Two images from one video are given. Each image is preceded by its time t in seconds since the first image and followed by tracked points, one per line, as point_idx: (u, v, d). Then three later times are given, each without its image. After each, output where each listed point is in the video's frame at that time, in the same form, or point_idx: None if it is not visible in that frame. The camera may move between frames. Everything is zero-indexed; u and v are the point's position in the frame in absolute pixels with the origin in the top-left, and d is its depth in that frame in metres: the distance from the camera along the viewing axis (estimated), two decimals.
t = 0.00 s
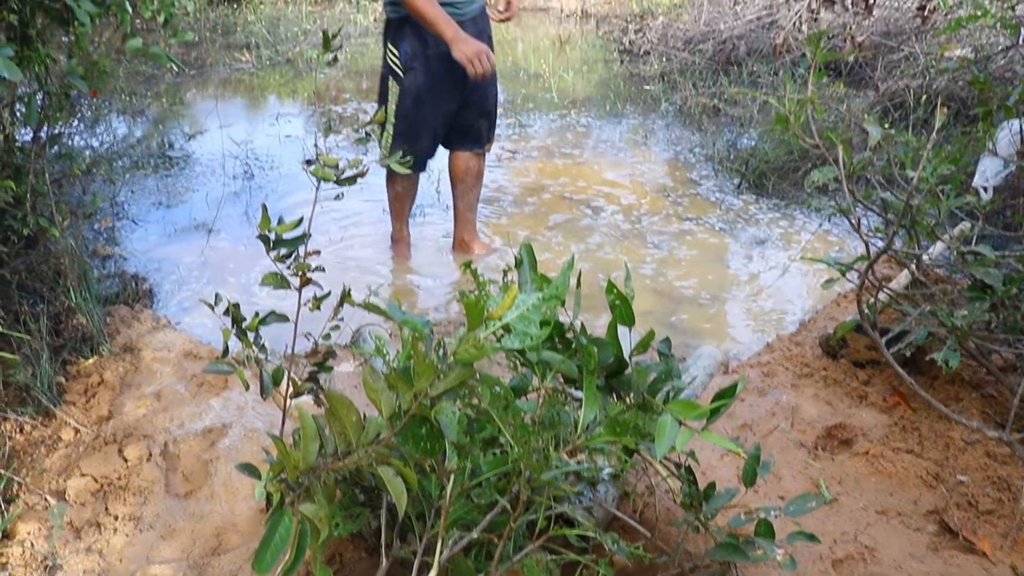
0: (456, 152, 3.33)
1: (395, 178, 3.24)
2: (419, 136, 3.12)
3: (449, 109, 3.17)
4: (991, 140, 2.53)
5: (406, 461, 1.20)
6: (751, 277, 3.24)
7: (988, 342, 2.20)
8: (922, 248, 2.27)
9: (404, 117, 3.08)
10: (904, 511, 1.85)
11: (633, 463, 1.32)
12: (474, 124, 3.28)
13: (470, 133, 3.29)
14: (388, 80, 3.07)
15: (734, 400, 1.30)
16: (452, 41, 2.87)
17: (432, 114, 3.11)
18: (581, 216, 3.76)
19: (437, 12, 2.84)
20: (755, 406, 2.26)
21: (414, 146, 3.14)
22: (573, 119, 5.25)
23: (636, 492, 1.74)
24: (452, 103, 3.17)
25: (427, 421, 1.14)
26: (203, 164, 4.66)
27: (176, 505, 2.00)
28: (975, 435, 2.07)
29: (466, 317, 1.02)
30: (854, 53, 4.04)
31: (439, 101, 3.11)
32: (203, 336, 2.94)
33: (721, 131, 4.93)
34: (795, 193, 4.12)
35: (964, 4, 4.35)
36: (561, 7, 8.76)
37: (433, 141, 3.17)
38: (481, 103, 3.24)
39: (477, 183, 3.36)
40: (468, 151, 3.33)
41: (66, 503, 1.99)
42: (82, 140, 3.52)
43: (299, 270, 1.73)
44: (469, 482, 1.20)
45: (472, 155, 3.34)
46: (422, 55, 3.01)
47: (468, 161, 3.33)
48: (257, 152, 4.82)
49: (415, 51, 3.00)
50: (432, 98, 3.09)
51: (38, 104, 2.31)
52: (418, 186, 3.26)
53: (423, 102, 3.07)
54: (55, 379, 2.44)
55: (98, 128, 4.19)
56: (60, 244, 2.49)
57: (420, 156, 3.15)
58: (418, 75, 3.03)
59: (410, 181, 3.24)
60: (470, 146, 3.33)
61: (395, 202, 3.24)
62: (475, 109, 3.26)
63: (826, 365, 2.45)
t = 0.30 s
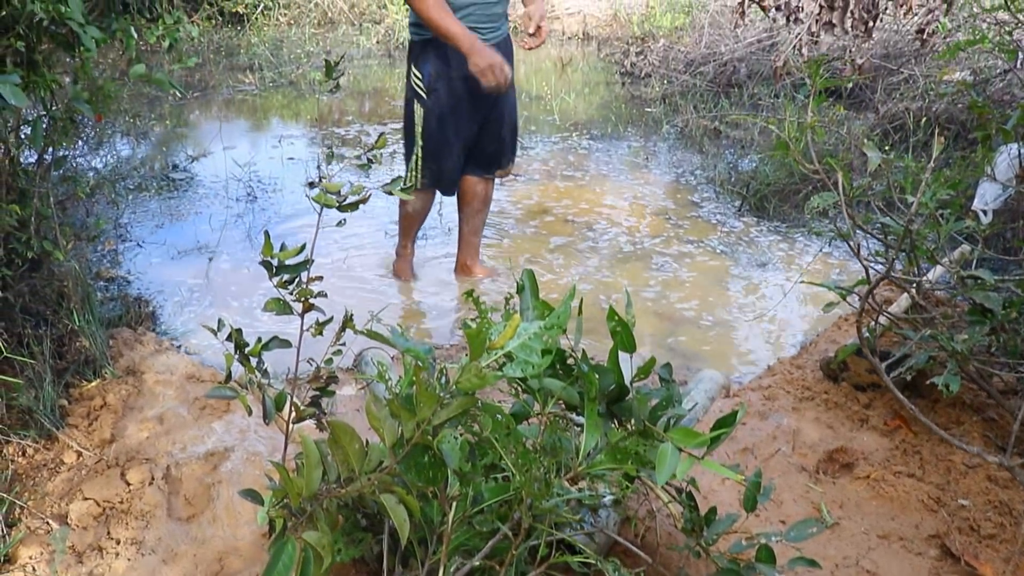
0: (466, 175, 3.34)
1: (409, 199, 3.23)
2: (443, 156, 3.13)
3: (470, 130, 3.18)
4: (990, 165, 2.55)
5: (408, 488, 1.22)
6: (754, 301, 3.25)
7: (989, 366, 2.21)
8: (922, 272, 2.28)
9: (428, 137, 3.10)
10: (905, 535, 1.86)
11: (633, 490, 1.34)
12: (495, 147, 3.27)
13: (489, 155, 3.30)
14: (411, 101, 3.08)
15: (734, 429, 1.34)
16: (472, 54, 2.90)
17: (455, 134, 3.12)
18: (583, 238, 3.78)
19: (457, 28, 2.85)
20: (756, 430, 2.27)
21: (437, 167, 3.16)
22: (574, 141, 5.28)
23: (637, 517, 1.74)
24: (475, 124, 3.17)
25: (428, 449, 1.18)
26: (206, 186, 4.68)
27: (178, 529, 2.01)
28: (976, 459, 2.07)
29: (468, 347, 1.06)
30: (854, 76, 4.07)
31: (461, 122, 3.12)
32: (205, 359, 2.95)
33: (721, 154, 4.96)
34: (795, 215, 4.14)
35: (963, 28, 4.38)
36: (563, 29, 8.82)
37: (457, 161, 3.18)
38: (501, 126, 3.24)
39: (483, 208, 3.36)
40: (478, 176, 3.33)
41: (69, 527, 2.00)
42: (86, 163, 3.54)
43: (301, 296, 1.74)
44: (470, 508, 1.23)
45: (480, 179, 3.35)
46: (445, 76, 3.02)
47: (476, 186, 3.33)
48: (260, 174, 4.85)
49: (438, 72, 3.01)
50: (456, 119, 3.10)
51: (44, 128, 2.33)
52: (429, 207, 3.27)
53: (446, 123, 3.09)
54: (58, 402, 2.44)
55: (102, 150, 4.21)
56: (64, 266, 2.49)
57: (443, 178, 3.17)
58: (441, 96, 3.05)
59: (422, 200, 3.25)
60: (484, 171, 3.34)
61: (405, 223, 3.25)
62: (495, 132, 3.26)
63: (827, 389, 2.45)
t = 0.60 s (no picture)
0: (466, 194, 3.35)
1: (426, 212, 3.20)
2: (455, 163, 3.09)
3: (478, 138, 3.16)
4: (992, 183, 2.56)
5: (412, 506, 1.24)
6: (755, 317, 3.26)
7: (991, 384, 2.21)
8: (923, 290, 2.29)
9: (442, 145, 3.07)
10: (908, 553, 1.87)
11: (635, 508, 1.36)
12: (502, 159, 3.28)
13: (492, 168, 3.29)
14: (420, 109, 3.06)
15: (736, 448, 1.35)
16: (487, 37, 2.88)
17: (468, 140, 3.10)
18: (586, 254, 3.80)
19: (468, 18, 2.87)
20: (758, 447, 2.28)
21: (449, 176, 3.11)
22: (577, 157, 5.30)
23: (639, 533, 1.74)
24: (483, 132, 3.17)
25: (433, 468, 1.20)
26: (210, 200, 4.69)
27: (182, 544, 2.03)
28: (979, 477, 2.08)
29: (473, 366, 1.08)
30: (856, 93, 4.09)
31: (470, 128, 3.11)
32: (209, 373, 2.96)
33: (724, 171, 4.99)
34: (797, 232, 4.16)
35: (964, 45, 4.41)
36: (566, 44, 8.86)
37: (469, 169, 3.13)
38: (506, 137, 3.24)
39: (485, 224, 3.38)
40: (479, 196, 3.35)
41: (73, 542, 2.02)
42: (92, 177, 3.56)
43: (306, 313, 1.75)
44: (473, 526, 1.24)
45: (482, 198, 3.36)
46: (455, 82, 3.02)
47: (477, 204, 3.35)
48: (264, 188, 4.87)
49: (447, 77, 3.00)
50: (467, 126, 3.09)
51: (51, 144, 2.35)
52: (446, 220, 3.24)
53: (457, 128, 3.07)
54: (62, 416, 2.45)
55: (107, 165, 4.23)
56: (70, 280, 2.48)
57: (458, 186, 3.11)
58: (452, 101, 3.04)
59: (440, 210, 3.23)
60: (485, 190, 3.35)
61: (424, 234, 3.24)
62: (499, 143, 3.26)
63: (829, 406, 2.46)
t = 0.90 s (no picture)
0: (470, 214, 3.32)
1: (418, 247, 3.05)
2: (450, 190, 3.00)
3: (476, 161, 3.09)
4: (995, 200, 2.57)
5: (418, 522, 1.25)
6: (759, 333, 3.26)
7: (994, 401, 2.22)
8: (927, 306, 2.30)
9: (435, 172, 2.97)
10: (912, 570, 1.87)
11: (639, 525, 1.36)
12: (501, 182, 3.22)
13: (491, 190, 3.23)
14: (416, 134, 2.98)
15: (740, 465, 1.36)
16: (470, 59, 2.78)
17: (463, 167, 3.01)
18: (589, 268, 3.81)
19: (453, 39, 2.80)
20: (761, 463, 2.28)
21: (443, 203, 3.02)
22: (581, 171, 5.31)
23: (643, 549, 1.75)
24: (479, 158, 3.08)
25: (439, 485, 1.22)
26: (216, 214, 4.71)
27: (187, 558, 2.05)
28: (983, 493, 2.08)
29: (479, 384, 1.10)
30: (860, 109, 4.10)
31: (468, 153, 3.02)
32: (213, 387, 2.97)
33: (728, 186, 5.00)
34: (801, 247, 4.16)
35: (967, 61, 4.42)
36: (570, 58, 8.89)
37: (461, 198, 3.04)
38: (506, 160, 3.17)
39: (489, 242, 3.37)
40: (483, 214, 3.32)
41: (78, 556, 2.03)
42: (98, 191, 3.58)
43: (313, 328, 1.76)
44: (479, 543, 1.25)
45: (485, 217, 3.33)
46: (451, 107, 2.93)
47: (480, 223, 3.32)
48: (269, 202, 4.88)
49: (443, 102, 2.91)
50: (463, 152, 3.00)
51: (58, 158, 2.36)
52: (443, 251, 3.08)
53: (451, 156, 2.97)
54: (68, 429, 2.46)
55: (113, 178, 4.25)
56: (76, 293, 2.49)
57: (453, 214, 3.03)
58: (446, 127, 2.94)
59: (432, 241, 3.07)
60: (488, 210, 3.31)
61: (417, 272, 3.06)
62: (499, 164, 3.19)
63: (832, 422, 2.46)
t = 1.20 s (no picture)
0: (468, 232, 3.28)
1: (427, 273, 3.03)
2: (451, 215, 2.95)
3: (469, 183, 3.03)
4: (998, 211, 2.57)
5: (423, 533, 1.26)
6: (762, 343, 3.26)
7: (998, 412, 2.22)
8: (929, 317, 2.30)
9: (433, 199, 2.91)
10: None
11: (643, 536, 1.37)
12: (495, 198, 3.18)
13: (487, 207, 3.18)
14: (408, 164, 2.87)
15: (743, 476, 1.36)
16: (439, 110, 2.80)
17: (461, 191, 2.96)
18: (592, 279, 3.82)
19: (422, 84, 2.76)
20: (764, 474, 2.28)
21: (444, 229, 2.97)
22: (584, 182, 5.33)
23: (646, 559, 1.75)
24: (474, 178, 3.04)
25: (443, 496, 1.23)
26: (220, 225, 4.72)
27: (191, 568, 2.06)
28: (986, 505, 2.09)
29: (483, 396, 1.11)
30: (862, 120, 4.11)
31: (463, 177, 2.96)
32: (217, 397, 2.98)
33: (731, 196, 5.01)
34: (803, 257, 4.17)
35: (969, 72, 4.44)
36: (573, 69, 8.92)
37: (462, 221, 2.99)
38: (499, 176, 3.13)
39: (489, 254, 3.36)
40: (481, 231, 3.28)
41: (82, 566, 2.04)
42: (102, 202, 3.59)
43: (317, 340, 1.76)
44: (483, 553, 1.26)
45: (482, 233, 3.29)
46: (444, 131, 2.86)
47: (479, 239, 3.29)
48: (273, 213, 4.89)
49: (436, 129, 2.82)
50: (459, 176, 2.94)
51: (63, 169, 2.38)
52: (451, 274, 3.07)
53: (449, 181, 2.92)
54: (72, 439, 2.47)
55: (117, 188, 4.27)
56: (80, 304, 2.51)
57: (455, 238, 2.98)
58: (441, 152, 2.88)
59: (441, 267, 3.05)
60: (484, 227, 3.26)
61: (426, 297, 3.04)
62: (491, 181, 3.15)
63: (836, 433, 2.47)
